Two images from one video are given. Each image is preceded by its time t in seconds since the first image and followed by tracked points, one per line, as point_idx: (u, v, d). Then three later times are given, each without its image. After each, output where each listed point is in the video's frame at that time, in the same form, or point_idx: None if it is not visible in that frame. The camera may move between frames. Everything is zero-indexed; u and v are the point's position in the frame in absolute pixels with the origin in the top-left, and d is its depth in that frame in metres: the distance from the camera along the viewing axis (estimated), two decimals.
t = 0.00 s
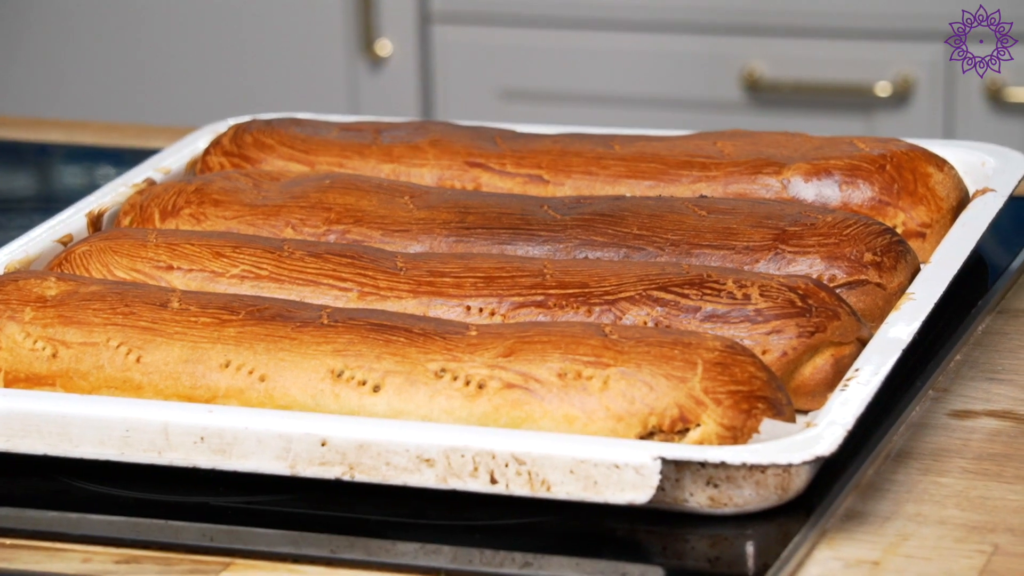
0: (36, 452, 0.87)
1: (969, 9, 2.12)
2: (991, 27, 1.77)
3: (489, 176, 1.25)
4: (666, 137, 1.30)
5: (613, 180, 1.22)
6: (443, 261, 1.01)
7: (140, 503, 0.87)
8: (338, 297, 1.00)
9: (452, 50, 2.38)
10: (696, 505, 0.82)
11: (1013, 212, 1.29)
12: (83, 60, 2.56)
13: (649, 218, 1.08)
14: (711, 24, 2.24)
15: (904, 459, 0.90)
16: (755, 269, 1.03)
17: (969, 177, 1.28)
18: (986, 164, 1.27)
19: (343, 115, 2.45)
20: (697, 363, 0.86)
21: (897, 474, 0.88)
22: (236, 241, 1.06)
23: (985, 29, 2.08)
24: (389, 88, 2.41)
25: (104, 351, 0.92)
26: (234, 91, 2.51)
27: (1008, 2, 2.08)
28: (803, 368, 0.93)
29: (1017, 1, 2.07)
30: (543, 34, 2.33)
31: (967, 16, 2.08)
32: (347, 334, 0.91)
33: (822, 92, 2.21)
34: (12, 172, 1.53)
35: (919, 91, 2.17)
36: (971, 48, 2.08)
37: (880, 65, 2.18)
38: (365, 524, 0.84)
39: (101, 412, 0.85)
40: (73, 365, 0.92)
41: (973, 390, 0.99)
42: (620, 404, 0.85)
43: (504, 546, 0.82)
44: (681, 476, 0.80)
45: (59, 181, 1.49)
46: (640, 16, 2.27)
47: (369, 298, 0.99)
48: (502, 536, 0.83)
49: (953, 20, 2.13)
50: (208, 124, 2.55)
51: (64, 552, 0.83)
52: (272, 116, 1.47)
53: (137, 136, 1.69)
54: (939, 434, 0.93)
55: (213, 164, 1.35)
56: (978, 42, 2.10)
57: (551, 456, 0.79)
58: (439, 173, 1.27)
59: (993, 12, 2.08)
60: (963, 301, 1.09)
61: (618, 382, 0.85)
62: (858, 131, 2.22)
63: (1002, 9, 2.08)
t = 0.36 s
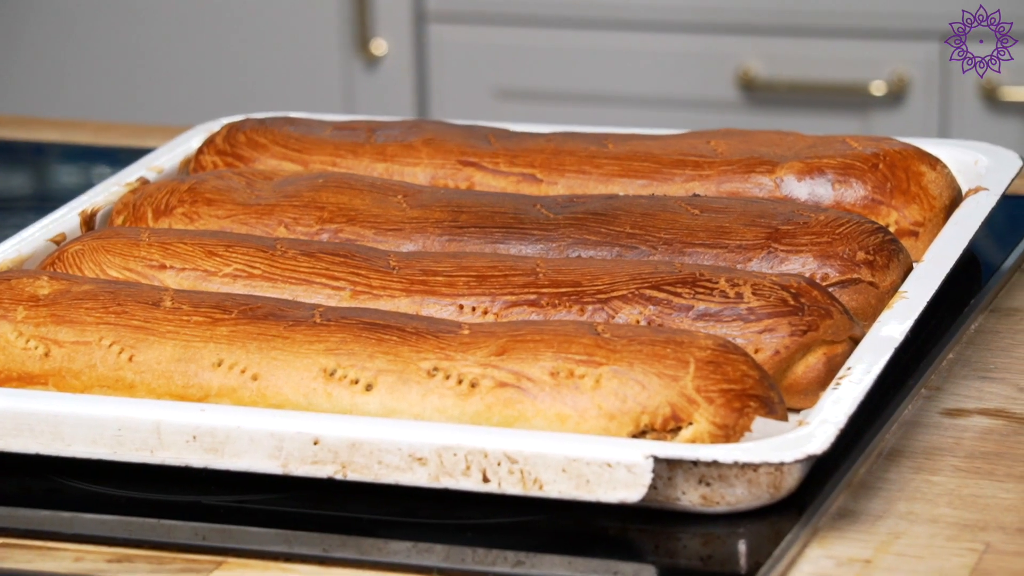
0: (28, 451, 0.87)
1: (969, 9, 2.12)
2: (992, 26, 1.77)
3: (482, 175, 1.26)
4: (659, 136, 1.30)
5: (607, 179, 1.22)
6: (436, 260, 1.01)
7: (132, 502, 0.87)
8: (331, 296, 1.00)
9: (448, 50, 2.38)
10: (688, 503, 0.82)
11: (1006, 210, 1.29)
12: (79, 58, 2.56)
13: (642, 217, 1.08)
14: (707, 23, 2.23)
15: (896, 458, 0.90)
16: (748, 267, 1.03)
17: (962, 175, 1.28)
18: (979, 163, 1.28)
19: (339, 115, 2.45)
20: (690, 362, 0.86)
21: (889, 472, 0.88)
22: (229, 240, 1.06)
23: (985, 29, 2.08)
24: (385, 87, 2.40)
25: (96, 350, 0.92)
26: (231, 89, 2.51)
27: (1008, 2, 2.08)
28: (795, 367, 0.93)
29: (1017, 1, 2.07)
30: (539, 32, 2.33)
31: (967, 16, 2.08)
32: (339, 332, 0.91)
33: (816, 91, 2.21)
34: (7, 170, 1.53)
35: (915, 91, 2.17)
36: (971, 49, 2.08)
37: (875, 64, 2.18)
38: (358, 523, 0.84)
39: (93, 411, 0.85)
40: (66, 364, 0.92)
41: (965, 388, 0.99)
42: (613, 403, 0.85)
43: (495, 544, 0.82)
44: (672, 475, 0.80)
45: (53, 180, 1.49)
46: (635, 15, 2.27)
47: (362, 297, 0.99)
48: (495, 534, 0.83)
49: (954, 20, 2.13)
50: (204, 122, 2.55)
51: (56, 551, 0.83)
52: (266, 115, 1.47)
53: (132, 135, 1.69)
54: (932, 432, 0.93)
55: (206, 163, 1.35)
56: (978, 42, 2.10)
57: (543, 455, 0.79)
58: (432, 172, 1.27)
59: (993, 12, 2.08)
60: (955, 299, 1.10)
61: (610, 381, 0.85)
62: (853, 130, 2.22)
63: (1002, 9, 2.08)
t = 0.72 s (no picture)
0: (11, 451, 0.87)
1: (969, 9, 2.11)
2: (993, 26, 1.77)
3: (469, 175, 1.25)
4: (646, 136, 1.30)
5: (593, 179, 1.22)
6: (421, 260, 1.01)
7: (115, 503, 0.87)
8: (315, 296, 1.00)
9: (439, 49, 2.38)
10: (671, 504, 0.82)
11: (990, 210, 1.30)
12: (70, 57, 2.56)
13: (627, 217, 1.08)
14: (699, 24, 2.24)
15: (879, 458, 0.90)
16: (733, 268, 1.03)
17: (948, 175, 1.28)
18: (965, 163, 1.28)
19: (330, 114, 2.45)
20: (673, 362, 0.86)
21: (873, 473, 0.88)
22: (213, 240, 1.06)
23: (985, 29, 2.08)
24: (376, 86, 2.40)
25: (79, 350, 0.92)
26: (222, 88, 2.51)
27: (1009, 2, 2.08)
28: (779, 367, 0.93)
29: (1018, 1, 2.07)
30: (530, 32, 2.33)
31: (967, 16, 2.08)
32: (323, 333, 0.91)
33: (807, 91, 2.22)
34: None
35: (905, 91, 2.17)
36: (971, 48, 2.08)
37: (867, 63, 2.18)
38: (341, 523, 0.84)
39: (76, 411, 0.85)
40: (49, 364, 0.92)
41: (949, 389, 0.99)
42: (596, 403, 0.85)
43: (479, 545, 0.82)
44: (656, 475, 0.81)
45: (40, 179, 1.49)
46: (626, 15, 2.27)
47: (347, 297, 0.99)
48: (478, 535, 0.83)
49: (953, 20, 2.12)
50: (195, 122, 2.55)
51: (38, 552, 0.83)
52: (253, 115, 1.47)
53: (121, 135, 1.69)
54: (916, 433, 0.93)
55: (193, 163, 1.35)
56: (978, 42, 2.10)
57: (526, 456, 0.79)
58: (419, 172, 1.27)
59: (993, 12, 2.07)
60: (940, 300, 1.10)
61: (594, 381, 0.85)
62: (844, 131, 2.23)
63: (1002, 9, 2.08)
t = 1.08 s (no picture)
0: None
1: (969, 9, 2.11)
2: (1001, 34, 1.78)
3: (453, 180, 1.26)
4: (630, 141, 1.30)
5: (576, 184, 1.22)
6: (404, 265, 1.01)
7: (97, 507, 0.87)
8: (298, 301, 1.00)
9: (426, 53, 2.38)
10: (653, 509, 0.83)
11: (973, 215, 1.30)
12: (56, 60, 2.56)
13: (610, 222, 1.09)
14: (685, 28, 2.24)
15: (861, 463, 0.90)
16: (716, 273, 1.03)
17: (931, 181, 1.28)
18: (948, 168, 1.28)
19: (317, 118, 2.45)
20: (655, 367, 0.86)
21: (854, 477, 0.89)
22: (196, 244, 1.06)
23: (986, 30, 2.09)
24: (363, 90, 2.40)
25: (61, 355, 0.92)
26: (207, 91, 2.51)
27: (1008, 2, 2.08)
28: (761, 372, 0.93)
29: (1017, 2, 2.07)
30: (517, 36, 2.33)
31: (968, 16, 2.08)
32: (305, 337, 0.91)
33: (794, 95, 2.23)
34: None
35: (891, 96, 2.18)
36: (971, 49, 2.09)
37: (854, 67, 2.18)
38: (323, 528, 0.84)
39: (58, 416, 0.85)
40: (31, 369, 0.92)
41: (931, 394, 0.99)
42: (578, 408, 0.85)
43: (461, 550, 0.82)
44: (638, 480, 0.81)
45: (23, 183, 1.49)
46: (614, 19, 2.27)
47: (329, 302, 0.99)
48: (460, 540, 0.83)
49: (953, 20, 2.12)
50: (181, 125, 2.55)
51: (19, 557, 0.83)
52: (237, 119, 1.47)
53: (105, 139, 1.69)
54: (898, 438, 0.93)
55: (177, 167, 1.35)
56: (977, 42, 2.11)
57: (508, 460, 0.79)
58: (402, 177, 1.27)
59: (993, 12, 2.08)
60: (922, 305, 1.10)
61: (576, 386, 0.85)
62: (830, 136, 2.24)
63: (1002, 10, 2.08)
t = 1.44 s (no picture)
0: None
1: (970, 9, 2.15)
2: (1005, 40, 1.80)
3: (454, 187, 1.26)
4: (631, 148, 1.30)
5: (578, 191, 1.23)
6: (406, 272, 1.01)
7: (100, 515, 0.87)
8: (301, 308, 1.00)
9: (427, 60, 2.43)
10: (656, 515, 0.83)
11: (975, 222, 1.30)
12: (60, 67, 2.59)
13: (612, 229, 1.09)
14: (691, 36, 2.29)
15: (863, 470, 0.90)
16: (717, 280, 1.03)
17: (934, 188, 1.28)
18: (950, 175, 1.28)
19: (319, 124, 2.50)
20: (657, 374, 0.86)
21: (857, 484, 0.89)
22: (199, 252, 1.06)
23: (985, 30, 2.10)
24: (365, 96, 2.45)
25: (64, 362, 0.92)
26: (210, 97, 2.55)
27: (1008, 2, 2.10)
28: (763, 379, 0.93)
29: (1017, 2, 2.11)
30: (517, 42, 2.38)
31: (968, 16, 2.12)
32: (308, 345, 0.91)
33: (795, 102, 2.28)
34: None
35: (892, 102, 2.23)
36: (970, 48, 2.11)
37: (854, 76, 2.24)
38: (326, 535, 0.84)
39: (62, 423, 0.85)
40: (34, 376, 0.92)
41: (933, 400, 0.99)
42: (580, 415, 0.85)
43: (463, 557, 0.82)
44: (641, 487, 0.80)
45: (25, 190, 1.49)
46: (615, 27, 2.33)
47: (332, 309, 0.99)
48: (463, 546, 0.83)
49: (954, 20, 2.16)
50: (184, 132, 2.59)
51: (24, 564, 0.84)
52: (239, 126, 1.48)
53: (107, 146, 1.69)
54: (901, 444, 0.93)
55: (179, 175, 1.35)
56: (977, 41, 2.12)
57: (510, 468, 0.80)
58: (404, 184, 1.27)
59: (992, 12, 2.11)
60: (925, 311, 1.10)
61: (578, 393, 0.85)
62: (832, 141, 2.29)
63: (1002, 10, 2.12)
